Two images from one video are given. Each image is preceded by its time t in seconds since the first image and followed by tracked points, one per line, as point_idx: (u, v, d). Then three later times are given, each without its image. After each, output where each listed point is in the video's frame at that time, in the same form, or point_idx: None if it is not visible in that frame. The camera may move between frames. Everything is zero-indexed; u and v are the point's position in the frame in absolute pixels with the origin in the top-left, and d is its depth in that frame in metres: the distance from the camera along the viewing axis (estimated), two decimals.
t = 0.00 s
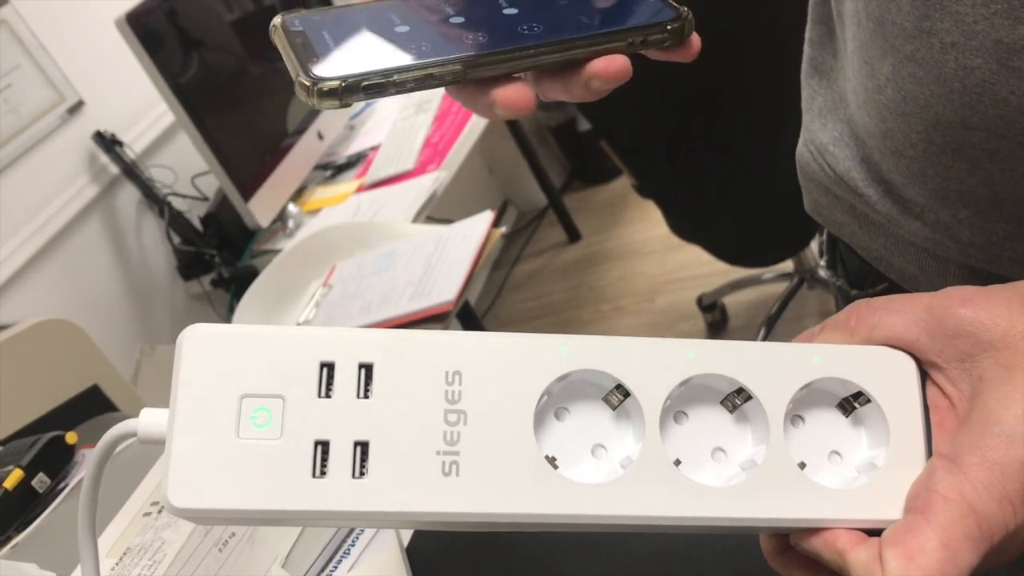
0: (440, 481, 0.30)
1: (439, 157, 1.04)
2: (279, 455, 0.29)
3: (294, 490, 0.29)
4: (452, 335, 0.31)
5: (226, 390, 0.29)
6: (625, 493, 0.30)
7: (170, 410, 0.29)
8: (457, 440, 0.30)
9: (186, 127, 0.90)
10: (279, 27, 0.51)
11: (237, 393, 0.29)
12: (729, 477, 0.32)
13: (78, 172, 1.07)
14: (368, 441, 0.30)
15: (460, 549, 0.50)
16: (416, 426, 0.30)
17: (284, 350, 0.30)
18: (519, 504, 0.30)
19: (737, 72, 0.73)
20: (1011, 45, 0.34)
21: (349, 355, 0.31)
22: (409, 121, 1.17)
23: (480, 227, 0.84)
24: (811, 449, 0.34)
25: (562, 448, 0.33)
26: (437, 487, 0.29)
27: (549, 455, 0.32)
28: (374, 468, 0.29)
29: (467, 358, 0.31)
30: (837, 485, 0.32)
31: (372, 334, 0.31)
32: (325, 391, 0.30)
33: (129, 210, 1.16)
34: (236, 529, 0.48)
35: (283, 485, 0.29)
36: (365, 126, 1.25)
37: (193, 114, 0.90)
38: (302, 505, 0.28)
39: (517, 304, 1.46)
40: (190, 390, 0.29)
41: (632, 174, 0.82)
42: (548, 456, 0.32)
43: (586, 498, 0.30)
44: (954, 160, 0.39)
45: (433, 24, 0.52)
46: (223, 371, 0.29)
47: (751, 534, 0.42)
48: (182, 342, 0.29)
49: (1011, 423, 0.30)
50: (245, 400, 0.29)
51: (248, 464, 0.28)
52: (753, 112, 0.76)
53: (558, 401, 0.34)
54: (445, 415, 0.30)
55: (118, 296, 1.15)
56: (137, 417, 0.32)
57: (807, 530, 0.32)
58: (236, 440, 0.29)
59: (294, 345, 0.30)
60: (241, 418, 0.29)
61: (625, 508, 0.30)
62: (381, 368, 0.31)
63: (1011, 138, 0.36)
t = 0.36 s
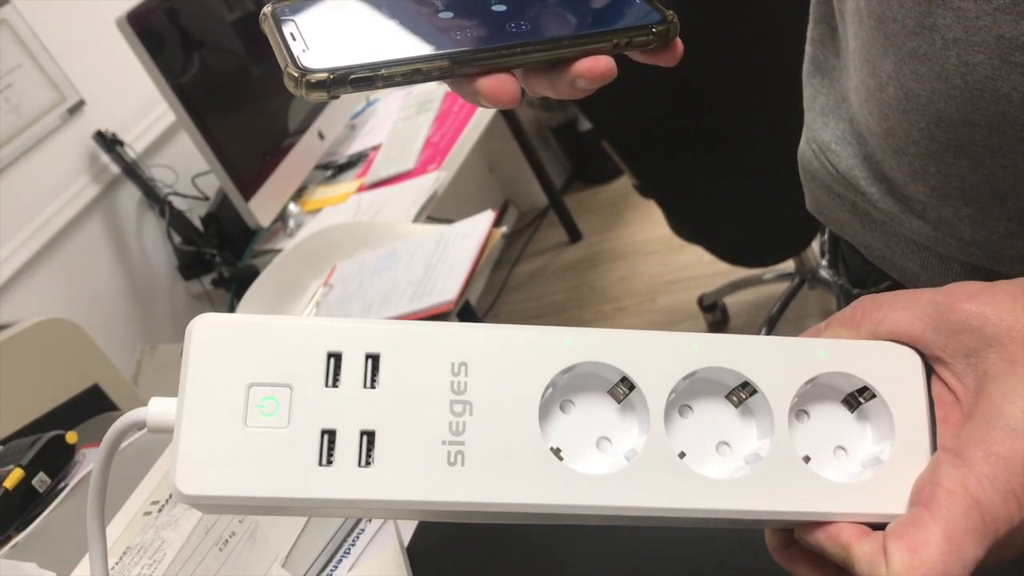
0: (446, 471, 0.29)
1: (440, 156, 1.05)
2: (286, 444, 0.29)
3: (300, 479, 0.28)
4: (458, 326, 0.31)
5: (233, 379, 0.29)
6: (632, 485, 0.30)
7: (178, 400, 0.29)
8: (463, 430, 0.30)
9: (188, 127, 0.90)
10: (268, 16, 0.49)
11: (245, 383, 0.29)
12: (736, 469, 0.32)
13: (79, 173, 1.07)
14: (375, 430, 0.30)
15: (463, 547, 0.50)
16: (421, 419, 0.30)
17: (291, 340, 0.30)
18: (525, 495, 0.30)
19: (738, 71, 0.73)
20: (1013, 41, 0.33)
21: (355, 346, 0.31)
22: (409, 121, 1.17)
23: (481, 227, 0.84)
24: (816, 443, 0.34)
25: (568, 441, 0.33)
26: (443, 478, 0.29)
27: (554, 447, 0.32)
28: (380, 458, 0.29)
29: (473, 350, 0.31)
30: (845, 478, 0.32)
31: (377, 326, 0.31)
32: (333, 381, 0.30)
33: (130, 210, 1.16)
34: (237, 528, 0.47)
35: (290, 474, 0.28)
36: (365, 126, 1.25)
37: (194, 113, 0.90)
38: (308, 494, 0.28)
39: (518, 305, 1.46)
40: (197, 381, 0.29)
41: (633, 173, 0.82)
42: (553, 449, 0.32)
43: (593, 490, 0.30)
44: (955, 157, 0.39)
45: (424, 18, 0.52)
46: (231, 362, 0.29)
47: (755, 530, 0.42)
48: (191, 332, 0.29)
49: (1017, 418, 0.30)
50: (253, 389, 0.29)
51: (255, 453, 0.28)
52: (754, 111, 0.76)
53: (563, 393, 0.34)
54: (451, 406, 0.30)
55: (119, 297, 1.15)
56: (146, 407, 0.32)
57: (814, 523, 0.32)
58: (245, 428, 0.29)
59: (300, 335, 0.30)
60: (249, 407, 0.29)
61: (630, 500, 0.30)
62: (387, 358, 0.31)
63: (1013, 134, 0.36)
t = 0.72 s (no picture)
0: (449, 466, 0.29)
1: (440, 156, 1.04)
2: (292, 438, 0.29)
3: (306, 473, 0.28)
4: (462, 324, 0.31)
5: (241, 373, 0.29)
6: (635, 484, 0.30)
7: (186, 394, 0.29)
8: (466, 426, 0.30)
9: (187, 127, 0.90)
10: None
11: (252, 377, 0.29)
12: (738, 467, 0.32)
13: (79, 173, 1.07)
14: (380, 426, 0.30)
15: (460, 548, 0.50)
16: (423, 417, 0.30)
17: (299, 335, 0.30)
18: (525, 492, 0.30)
19: (738, 71, 0.73)
20: (1012, 42, 0.33)
21: (361, 342, 0.31)
22: (409, 121, 1.17)
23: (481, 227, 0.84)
24: (816, 443, 0.34)
25: (569, 439, 0.33)
26: (446, 473, 0.29)
27: (556, 444, 0.32)
28: (385, 453, 0.29)
29: (477, 347, 0.31)
30: (845, 478, 0.32)
31: (383, 323, 0.31)
32: (339, 376, 0.30)
33: (131, 210, 1.16)
34: (237, 528, 0.47)
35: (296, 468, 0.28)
36: (365, 126, 1.25)
37: (194, 113, 0.90)
38: (313, 488, 0.28)
39: (518, 304, 1.46)
40: (205, 375, 0.29)
41: (633, 173, 0.82)
42: (556, 446, 0.32)
43: (595, 487, 0.30)
44: (954, 158, 0.39)
45: None
46: (238, 357, 0.29)
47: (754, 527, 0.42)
48: (200, 327, 0.29)
49: (1016, 418, 0.30)
50: (260, 383, 0.29)
51: (261, 447, 0.28)
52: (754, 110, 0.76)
53: (566, 391, 0.34)
54: (454, 402, 0.30)
55: (119, 297, 1.15)
56: (153, 402, 0.32)
57: (813, 522, 0.32)
58: (252, 421, 0.29)
59: (307, 330, 0.30)
60: (256, 401, 0.29)
61: (632, 498, 0.30)
62: (393, 355, 0.31)
63: (1012, 136, 0.36)
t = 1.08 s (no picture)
0: (453, 438, 0.29)
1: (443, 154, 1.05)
2: (300, 406, 0.29)
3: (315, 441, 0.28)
4: (470, 301, 0.31)
5: (254, 342, 0.29)
6: (638, 463, 0.30)
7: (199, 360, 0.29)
8: (473, 400, 0.30)
9: (189, 126, 0.90)
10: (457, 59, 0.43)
11: (264, 346, 0.29)
12: (741, 452, 0.32)
13: (80, 172, 1.07)
14: (389, 398, 0.30)
15: (462, 547, 0.50)
16: (427, 396, 0.30)
17: (310, 307, 0.30)
18: (527, 468, 0.29)
19: (738, 68, 0.73)
20: (1014, 37, 0.33)
21: (372, 315, 0.31)
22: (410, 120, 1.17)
23: (482, 225, 0.85)
24: (819, 430, 0.34)
25: (574, 418, 0.32)
26: (453, 444, 0.29)
27: (560, 423, 0.32)
28: (392, 424, 0.29)
29: (486, 324, 0.31)
30: (847, 465, 0.32)
31: (394, 297, 0.31)
32: (348, 348, 0.30)
33: (132, 209, 1.16)
34: (238, 528, 0.47)
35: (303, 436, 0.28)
36: (366, 126, 1.25)
37: (195, 113, 0.90)
38: (320, 456, 0.28)
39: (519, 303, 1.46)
40: (217, 344, 0.29)
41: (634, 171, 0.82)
42: (560, 424, 0.31)
43: (596, 465, 0.30)
44: (956, 155, 0.39)
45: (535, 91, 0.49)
46: (253, 326, 0.29)
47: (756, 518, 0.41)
48: (215, 296, 0.29)
49: (1016, 403, 0.29)
50: (272, 352, 0.29)
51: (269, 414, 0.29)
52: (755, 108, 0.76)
53: (571, 371, 0.34)
54: (461, 376, 0.30)
55: (121, 297, 1.15)
56: (167, 368, 0.32)
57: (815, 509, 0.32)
58: (264, 388, 0.29)
59: (320, 302, 0.30)
60: (267, 369, 0.29)
61: (635, 477, 0.30)
62: (403, 329, 0.31)
63: (1013, 131, 0.36)
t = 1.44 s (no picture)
0: (486, 453, 0.30)
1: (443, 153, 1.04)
2: (324, 418, 0.29)
3: (339, 454, 0.29)
4: (489, 310, 0.33)
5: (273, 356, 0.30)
6: (674, 473, 0.31)
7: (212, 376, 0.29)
8: (502, 412, 0.31)
9: (190, 126, 0.90)
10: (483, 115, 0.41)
11: (284, 358, 0.30)
12: (777, 460, 0.32)
13: (82, 172, 1.07)
14: (414, 410, 0.30)
15: (463, 545, 0.50)
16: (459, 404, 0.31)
17: (331, 321, 0.31)
18: (567, 480, 0.30)
19: (742, 68, 0.73)
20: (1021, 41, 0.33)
21: (392, 325, 0.32)
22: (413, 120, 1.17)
23: (484, 224, 0.84)
24: (852, 437, 0.34)
25: (608, 429, 0.33)
26: (483, 458, 0.30)
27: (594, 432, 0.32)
28: (417, 436, 0.30)
29: (513, 335, 0.32)
30: (884, 470, 0.33)
31: (415, 309, 0.32)
32: (370, 359, 0.31)
33: (134, 209, 1.16)
34: (241, 527, 0.47)
35: (327, 448, 0.29)
36: (368, 125, 1.25)
37: (198, 113, 0.90)
38: (344, 470, 0.28)
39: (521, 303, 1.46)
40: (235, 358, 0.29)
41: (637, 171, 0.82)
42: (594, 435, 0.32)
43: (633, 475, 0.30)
44: (960, 158, 0.39)
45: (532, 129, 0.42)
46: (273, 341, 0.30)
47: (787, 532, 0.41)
48: (228, 306, 0.30)
49: None
50: (291, 363, 0.30)
51: (291, 427, 0.29)
52: (759, 107, 0.76)
53: (599, 382, 0.34)
54: (490, 387, 0.31)
55: (123, 296, 1.15)
56: (173, 386, 0.32)
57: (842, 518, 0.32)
58: (284, 401, 0.29)
59: (340, 316, 0.31)
60: (286, 381, 0.29)
61: (671, 487, 0.30)
62: (426, 339, 0.32)
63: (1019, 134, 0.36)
